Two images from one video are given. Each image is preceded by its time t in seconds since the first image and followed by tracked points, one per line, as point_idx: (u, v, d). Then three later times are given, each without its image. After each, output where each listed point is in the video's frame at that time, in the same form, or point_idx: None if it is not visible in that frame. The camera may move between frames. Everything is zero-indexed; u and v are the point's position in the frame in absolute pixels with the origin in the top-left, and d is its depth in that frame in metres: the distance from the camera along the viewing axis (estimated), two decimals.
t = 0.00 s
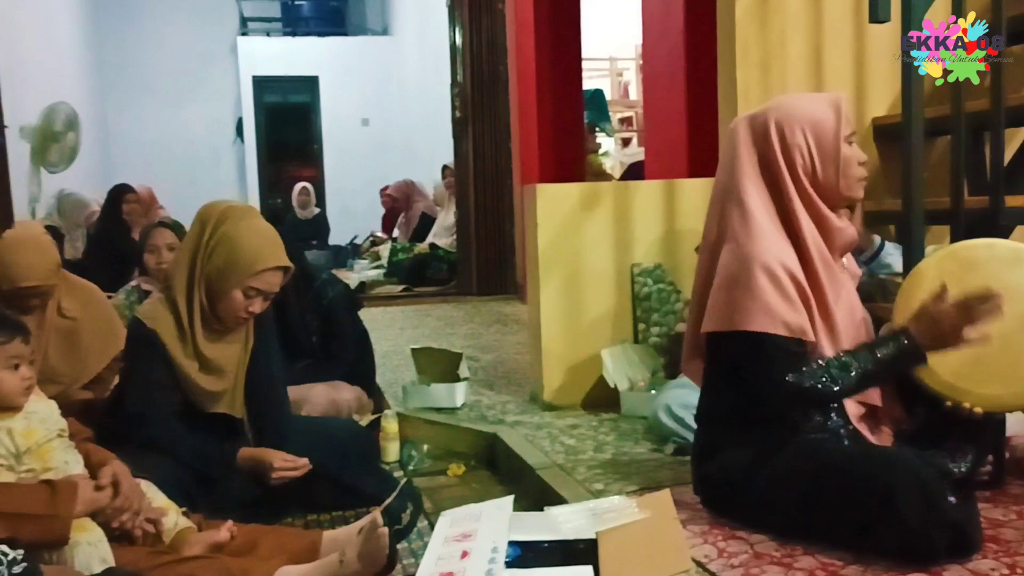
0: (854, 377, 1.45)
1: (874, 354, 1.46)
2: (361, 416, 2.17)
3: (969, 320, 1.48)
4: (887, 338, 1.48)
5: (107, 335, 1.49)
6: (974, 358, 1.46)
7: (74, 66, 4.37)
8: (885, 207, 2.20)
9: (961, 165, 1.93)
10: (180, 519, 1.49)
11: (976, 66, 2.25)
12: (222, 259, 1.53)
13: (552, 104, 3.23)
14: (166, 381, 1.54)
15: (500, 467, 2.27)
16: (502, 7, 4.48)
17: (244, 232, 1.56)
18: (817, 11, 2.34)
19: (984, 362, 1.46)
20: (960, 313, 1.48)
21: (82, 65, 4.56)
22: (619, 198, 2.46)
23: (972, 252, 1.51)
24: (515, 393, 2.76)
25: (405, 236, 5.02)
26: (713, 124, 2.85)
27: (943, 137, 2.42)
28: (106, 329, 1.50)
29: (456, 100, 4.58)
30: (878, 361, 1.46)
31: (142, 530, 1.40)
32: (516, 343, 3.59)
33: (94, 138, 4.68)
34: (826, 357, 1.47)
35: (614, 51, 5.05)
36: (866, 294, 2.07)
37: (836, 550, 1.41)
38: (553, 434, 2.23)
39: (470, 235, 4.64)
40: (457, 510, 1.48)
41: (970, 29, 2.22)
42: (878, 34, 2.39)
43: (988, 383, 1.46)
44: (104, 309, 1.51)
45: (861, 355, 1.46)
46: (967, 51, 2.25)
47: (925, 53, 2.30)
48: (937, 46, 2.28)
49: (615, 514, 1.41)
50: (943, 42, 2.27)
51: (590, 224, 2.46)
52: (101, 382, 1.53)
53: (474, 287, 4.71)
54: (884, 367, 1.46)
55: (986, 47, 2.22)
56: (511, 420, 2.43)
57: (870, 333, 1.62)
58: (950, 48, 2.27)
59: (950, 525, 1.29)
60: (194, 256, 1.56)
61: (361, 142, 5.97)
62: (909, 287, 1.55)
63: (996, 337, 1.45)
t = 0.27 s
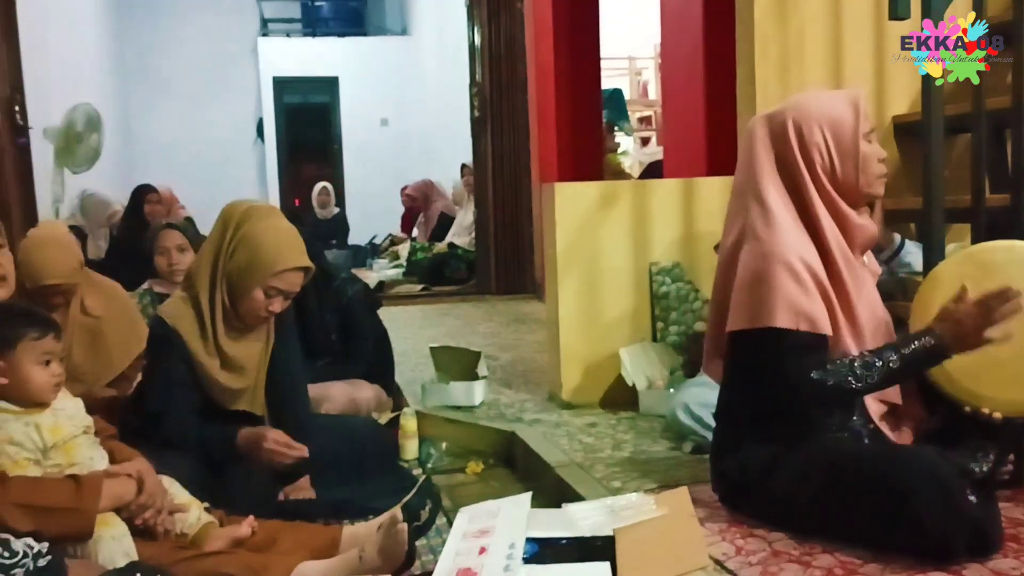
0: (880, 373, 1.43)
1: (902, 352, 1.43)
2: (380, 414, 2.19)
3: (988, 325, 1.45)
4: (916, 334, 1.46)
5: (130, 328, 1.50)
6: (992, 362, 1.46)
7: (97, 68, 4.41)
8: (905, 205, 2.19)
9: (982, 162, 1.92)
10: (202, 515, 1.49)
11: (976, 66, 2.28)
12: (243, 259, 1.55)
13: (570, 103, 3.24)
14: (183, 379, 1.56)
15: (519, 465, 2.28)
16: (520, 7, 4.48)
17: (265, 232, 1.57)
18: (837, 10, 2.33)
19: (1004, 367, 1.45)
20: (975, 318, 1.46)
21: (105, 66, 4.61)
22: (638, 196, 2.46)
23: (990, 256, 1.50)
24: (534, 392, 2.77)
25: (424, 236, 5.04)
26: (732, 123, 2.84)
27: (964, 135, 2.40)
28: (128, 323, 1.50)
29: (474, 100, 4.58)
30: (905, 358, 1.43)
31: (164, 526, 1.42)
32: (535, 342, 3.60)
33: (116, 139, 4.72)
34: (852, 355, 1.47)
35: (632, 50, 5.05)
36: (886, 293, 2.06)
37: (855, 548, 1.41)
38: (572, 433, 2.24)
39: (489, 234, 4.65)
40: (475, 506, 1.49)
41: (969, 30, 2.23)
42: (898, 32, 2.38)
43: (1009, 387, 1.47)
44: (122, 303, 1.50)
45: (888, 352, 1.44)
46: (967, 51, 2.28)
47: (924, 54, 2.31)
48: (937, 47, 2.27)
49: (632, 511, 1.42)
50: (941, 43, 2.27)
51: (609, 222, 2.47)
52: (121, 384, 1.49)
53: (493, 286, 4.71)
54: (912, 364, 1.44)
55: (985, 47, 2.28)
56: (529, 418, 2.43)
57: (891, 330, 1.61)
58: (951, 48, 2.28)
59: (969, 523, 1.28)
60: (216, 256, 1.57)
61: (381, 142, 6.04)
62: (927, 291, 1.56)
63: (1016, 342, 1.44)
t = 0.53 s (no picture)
0: (876, 373, 1.42)
1: (899, 352, 1.42)
2: (398, 412, 2.21)
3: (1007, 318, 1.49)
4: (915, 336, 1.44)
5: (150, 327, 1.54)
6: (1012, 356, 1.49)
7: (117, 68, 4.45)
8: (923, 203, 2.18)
9: (1001, 160, 1.91)
10: (222, 509, 1.52)
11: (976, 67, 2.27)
12: (263, 257, 1.58)
13: (587, 102, 3.24)
14: (204, 375, 1.58)
15: (535, 463, 2.29)
16: (537, 6, 4.48)
17: (285, 229, 1.59)
18: (855, 8, 2.33)
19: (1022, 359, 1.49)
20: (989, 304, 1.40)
21: (125, 67, 4.65)
22: (654, 195, 2.46)
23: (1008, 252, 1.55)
24: (550, 390, 2.77)
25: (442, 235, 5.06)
26: (750, 121, 2.84)
27: (983, 133, 2.39)
28: (147, 322, 1.55)
29: (491, 99, 4.59)
30: (903, 359, 1.42)
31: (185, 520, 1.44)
32: (551, 341, 3.60)
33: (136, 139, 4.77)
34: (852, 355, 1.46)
35: (650, 48, 5.05)
36: (904, 292, 2.05)
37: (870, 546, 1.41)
38: (588, 430, 2.25)
39: (506, 233, 4.65)
40: (491, 502, 1.50)
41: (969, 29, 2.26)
42: (917, 30, 2.36)
43: None
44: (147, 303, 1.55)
45: (886, 352, 1.43)
46: (967, 51, 2.27)
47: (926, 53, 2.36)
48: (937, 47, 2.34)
49: (648, 507, 1.42)
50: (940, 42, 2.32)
51: (625, 221, 2.47)
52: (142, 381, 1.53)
53: (510, 285, 4.71)
54: (910, 366, 1.42)
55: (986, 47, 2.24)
56: (546, 416, 2.44)
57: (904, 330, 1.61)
58: (950, 47, 2.26)
59: (986, 521, 1.28)
60: (235, 253, 1.60)
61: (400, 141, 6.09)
62: (945, 289, 1.60)
63: None
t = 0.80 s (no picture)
0: (859, 391, 1.43)
1: (882, 377, 1.43)
2: (412, 410, 2.21)
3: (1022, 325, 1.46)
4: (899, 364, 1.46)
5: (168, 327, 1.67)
6: None
7: (134, 69, 4.49)
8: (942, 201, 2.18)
9: (1019, 159, 1.90)
10: (238, 506, 1.53)
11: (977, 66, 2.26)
12: (274, 258, 1.59)
13: (602, 102, 3.25)
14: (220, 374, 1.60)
15: (550, 461, 2.29)
16: (553, 6, 4.48)
17: (296, 230, 1.60)
18: (871, 6, 2.32)
19: None
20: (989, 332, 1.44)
21: (141, 66, 4.68)
22: (669, 194, 2.47)
23: None
24: (565, 389, 2.78)
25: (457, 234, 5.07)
26: (764, 121, 2.83)
27: (1002, 131, 2.37)
28: (164, 322, 1.67)
29: (506, 98, 4.59)
30: (884, 383, 1.43)
31: (202, 516, 1.46)
32: (567, 340, 3.60)
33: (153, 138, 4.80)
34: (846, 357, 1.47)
35: (665, 48, 5.04)
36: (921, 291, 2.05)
37: (885, 544, 1.41)
38: (602, 429, 2.25)
39: (521, 232, 4.65)
40: (506, 499, 1.50)
41: (970, 29, 2.25)
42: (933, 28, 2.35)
43: None
44: (164, 301, 1.68)
45: (869, 373, 1.44)
46: (966, 52, 2.28)
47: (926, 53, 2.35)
48: (937, 46, 2.33)
49: (660, 505, 1.43)
50: (943, 42, 2.32)
51: (639, 220, 2.47)
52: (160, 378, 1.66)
53: (525, 284, 4.70)
54: (891, 391, 1.43)
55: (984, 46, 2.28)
56: (560, 415, 2.44)
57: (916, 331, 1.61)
58: (950, 48, 2.33)
59: (1001, 520, 1.28)
60: (248, 254, 1.62)
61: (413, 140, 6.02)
62: (961, 292, 1.55)
63: None
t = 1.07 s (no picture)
0: (909, 346, 1.43)
1: (932, 320, 1.44)
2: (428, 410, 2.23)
3: None
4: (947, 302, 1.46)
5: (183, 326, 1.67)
6: None
7: (151, 71, 4.53)
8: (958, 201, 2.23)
9: None
10: (253, 505, 1.54)
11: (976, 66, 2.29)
12: (284, 258, 1.61)
13: (616, 102, 3.25)
14: (234, 374, 1.62)
15: (563, 461, 2.29)
16: (566, 6, 4.48)
17: (307, 231, 1.62)
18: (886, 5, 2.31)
19: None
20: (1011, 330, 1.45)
21: (158, 68, 4.72)
22: (682, 194, 2.47)
23: None
24: (578, 389, 2.78)
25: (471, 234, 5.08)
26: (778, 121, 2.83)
27: (1017, 130, 2.36)
28: (181, 322, 1.67)
29: (520, 99, 4.59)
30: (936, 326, 1.44)
31: (218, 516, 1.47)
32: (580, 340, 3.60)
33: (169, 140, 4.83)
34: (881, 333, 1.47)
35: (680, 47, 5.03)
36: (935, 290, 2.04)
37: (897, 544, 1.41)
38: (615, 429, 2.25)
39: (535, 232, 4.65)
40: (518, 499, 1.51)
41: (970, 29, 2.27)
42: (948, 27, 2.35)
43: None
44: (180, 302, 1.68)
45: (918, 325, 1.44)
46: (967, 52, 2.28)
47: (926, 53, 2.34)
48: (937, 47, 2.33)
49: (672, 504, 1.44)
50: (942, 42, 2.32)
51: (652, 220, 2.47)
52: (177, 377, 1.66)
53: (539, 284, 4.70)
54: (944, 332, 1.44)
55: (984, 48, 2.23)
56: (573, 414, 2.45)
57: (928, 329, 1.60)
58: (950, 48, 2.31)
59: (1014, 521, 1.28)
60: (260, 255, 1.64)
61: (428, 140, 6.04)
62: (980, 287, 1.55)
63: None
